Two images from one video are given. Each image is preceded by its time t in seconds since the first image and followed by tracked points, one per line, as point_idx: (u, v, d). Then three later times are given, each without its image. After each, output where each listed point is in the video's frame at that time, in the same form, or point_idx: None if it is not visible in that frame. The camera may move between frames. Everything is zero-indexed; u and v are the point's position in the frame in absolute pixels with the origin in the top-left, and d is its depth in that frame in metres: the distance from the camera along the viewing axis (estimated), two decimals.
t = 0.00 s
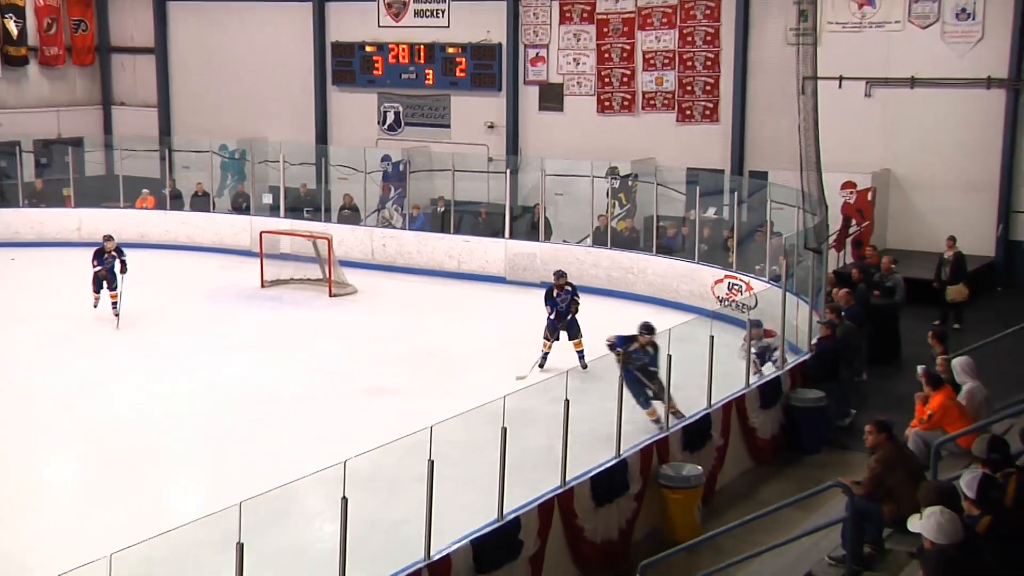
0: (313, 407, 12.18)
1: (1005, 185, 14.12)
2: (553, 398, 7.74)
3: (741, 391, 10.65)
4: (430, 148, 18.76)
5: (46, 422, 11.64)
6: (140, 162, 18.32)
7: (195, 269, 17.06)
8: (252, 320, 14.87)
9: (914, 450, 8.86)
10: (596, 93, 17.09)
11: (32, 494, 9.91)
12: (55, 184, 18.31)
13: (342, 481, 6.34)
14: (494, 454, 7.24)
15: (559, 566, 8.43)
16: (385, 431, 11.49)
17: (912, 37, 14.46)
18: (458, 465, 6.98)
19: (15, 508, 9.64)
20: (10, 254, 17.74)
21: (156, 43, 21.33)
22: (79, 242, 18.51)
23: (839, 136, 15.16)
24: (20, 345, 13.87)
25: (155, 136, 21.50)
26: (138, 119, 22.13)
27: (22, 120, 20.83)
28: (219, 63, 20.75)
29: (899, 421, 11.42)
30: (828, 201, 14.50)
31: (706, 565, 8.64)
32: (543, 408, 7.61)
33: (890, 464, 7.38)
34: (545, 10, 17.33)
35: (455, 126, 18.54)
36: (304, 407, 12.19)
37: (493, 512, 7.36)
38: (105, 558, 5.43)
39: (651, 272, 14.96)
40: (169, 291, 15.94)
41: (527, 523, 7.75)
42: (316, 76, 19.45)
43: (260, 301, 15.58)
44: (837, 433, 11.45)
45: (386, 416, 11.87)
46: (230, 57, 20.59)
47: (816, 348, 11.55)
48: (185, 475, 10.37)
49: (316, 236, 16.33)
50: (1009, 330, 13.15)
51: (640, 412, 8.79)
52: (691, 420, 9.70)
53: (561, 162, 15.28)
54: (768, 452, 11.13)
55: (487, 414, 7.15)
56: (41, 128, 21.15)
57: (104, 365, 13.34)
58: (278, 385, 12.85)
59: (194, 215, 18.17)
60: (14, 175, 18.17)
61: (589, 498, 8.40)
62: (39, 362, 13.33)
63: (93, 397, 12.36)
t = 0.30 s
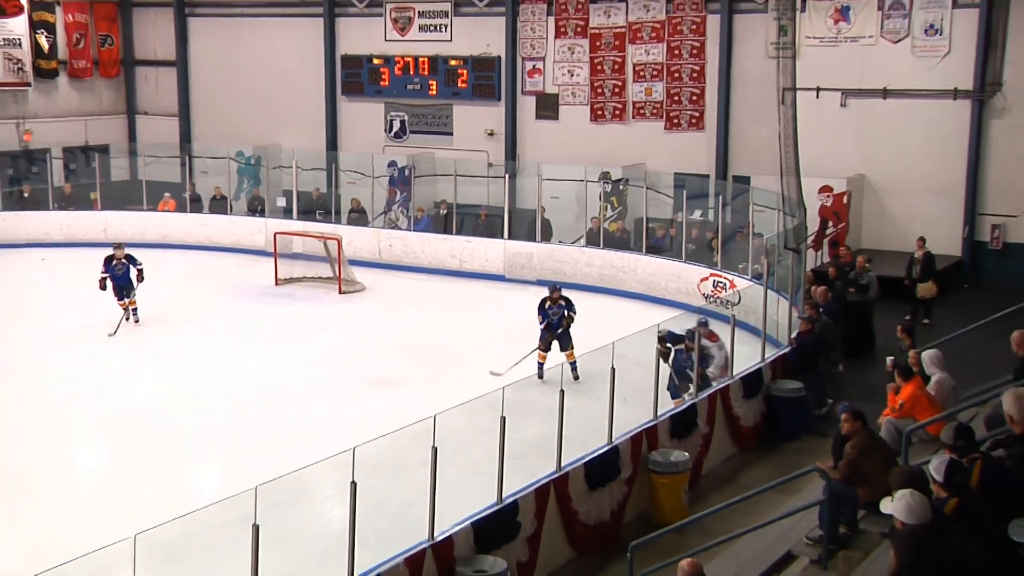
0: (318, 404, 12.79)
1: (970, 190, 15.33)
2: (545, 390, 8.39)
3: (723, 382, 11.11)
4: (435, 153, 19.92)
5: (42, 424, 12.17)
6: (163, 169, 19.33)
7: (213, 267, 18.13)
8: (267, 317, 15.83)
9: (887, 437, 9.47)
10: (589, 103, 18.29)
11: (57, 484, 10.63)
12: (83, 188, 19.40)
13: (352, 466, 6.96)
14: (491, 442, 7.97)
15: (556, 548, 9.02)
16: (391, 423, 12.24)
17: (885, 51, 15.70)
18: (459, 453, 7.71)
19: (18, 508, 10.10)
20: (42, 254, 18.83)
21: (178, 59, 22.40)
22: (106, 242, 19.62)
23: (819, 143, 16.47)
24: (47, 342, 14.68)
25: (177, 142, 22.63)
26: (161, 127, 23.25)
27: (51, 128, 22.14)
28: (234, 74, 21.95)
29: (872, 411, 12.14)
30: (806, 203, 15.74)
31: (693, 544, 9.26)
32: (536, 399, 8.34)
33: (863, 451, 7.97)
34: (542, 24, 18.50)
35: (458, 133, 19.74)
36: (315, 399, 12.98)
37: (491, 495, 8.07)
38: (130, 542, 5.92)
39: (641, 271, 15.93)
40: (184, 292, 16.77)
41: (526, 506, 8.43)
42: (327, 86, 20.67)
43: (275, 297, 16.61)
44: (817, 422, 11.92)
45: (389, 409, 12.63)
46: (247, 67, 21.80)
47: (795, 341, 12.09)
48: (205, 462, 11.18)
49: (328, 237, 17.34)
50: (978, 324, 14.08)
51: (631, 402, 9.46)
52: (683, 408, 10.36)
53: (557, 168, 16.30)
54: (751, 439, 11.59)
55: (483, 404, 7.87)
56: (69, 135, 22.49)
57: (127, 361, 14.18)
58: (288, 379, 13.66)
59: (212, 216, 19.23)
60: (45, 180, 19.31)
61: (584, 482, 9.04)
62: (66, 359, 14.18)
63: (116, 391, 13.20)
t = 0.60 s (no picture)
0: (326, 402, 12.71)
1: (949, 195, 16.82)
2: (542, 393, 8.66)
3: (716, 377, 11.49)
4: (441, 160, 21.72)
5: (48, 421, 12.01)
6: (185, 175, 20.61)
7: (231, 271, 19.09)
8: (283, 313, 16.64)
9: (869, 431, 9.58)
10: (588, 112, 19.97)
11: (80, 470, 10.62)
12: (109, 194, 20.75)
13: (362, 458, 7.06)
14: (497, 433, 8.15)
15: (556, 535, 9.24)
16: (400, 412, 12.44)
17: (867, 63, 17.24)
18: (464, 444, 7.88)
19: (35, 494, 10.02)
20: (72, 255, 20.25)
21: (199, 71, 24.53)
22: (132, 245, 21.00)
23: (802, 150, 18.08)
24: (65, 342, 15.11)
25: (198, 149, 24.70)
26: (180, 135, 25.36)
27: (80, 137, 24.12)
28: (257, 87, 23.91)
29: (856, 404, 12.47)
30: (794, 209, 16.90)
31: (687, 531, 9.39)
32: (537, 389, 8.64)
33: (848, 441, 8.06)
34: (543, 39, 20.25)
35: (464, 141, 21.47)
36: (325, 391, 13.20)
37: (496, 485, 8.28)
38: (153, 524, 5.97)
39: (638, 271, 16.79)
40: (203, 296, 17.47)
41: (526, 494, 8.68)
42: (340, 97, 22.56)
43: (289, 295, 17.53)
44: (803, 414, 12.55)
45: (396, 401, 12.87)
46: (271, 79, 23.67)
47: (783, 339, 12.59)
48: (225, 450, 11.18)
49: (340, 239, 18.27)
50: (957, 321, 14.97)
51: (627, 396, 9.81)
52: (675, 403, 10.66)
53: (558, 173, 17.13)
54: (741, 432, 11.96)
55: (490, 397, 8.10)
56: (94, 143, 24.47)
57: (142, 358, 14.51)
58: (298, 371, 14.00)
59: (230, 220, 20.52)
60: (74, 186, 20.68)
61: (583, 472, 9.33)
62: (82, 356, 14.52)
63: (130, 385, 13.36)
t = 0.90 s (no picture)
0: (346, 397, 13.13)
1: (954, 199, 17.16)
2: (555, 390, 9.00)
3: (725, 376, 11.85)
4: (458, 163, 22.22)
5: (81, 416, 12.41)
6: (209, 178, 21.25)
7: (253, 271, 19.56)
8: (304, 313, 17.08)
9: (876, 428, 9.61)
10: (601, 117, 20.40)
11: (108, 465, 10.88)
12: (135, 197, 21.32)
13: (382, 454, 7.38)
14: (510, 431, 8.52)
15: (568, 530, 9.62)
16: (419, 408, 12.89)
17: (874, 69, 17.64)
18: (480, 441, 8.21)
19: (65, 488, 10.24)
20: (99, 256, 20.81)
21: (221, 77, 25.11)
22: (155, 246, 21.57)
23: (811, 153, 18.46)
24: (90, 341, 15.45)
25: (221, 153, 25.31)
26: (205, 139, 25.98)
27: (107, 141, 24.67)
28: (278, 92, 24.45)
29: (862, 403, 12.78)
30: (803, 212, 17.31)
31: (697, 526, 9.71)
32: (548, 386, 9.05)
33: (854, 439, 8.38)
34: (557, 45, 20.69)
35: (480, 145, 21.96)
36: (344, 390, 13.57)
37: (509, 482, 8.65)
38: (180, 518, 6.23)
39: (649, 272, 17.18)
40: (224, 296, 17.91)
41: (540, 491, 9.06)
42: (359, 102, 23.10)
43: (310, 296, 17.97)
44: (810, 413, 12.89)
45: (412, 401, 13.15)
46: (292, 85, 24.23)
47: (791, 339, 12.95)
48: (248, 446, 11.49)
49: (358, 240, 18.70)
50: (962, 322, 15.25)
51: (636, 395, 10.18)
52: (684, 401, 11.01)
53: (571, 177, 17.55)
54: (749, 429, 12.32)
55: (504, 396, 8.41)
56: (122, 147, 25.02)
57: (164, 356, 14.88)
58: (317, 372, 14.34)
59: (252, 222, 21.08)
60: (101, 189, 21.18)
61: (595, 469, 9.72)
62: (107, 354, 14.88)
63: (154, 382, 13.71)
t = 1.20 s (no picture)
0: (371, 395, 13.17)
1: (985, 201, 17.05)
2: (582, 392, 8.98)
3: (752, 378, 11.79)
4: (483, 164, 22.27)
5: (110, 414, 12.51)
6: (236, 178, 21.41)
7: (280, 271, 19.66)
8: (330, 313, 17.15)
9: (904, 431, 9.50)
10: (628, 118, 20.38)
11: (135, 464, 10.94)
12: (164, 197, 21.47)
13: (407, 454, 7.39)
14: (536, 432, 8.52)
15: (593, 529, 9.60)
16: (444, 408, 12.91)
17: (903, 69, 17.52)
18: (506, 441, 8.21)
19: (92, 486, 10.32)
20: (128, 255, 20.96)
21: (249, 77, 25.26)
22: (183, 246, 21.70)
23: (838, 155, 18.38)
24: (119, 341, 15.55)
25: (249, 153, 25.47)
26: (233, 140, 26.15)
27: (136, 142, 24.85)
28: (305, 93, 24.58)
29: (890, 405, 12.69)
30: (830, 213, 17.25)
31: (722, 529, 9.66)
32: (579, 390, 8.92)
33: (881, 441, 8.28)
34: (584, 46, 20.68)
35: (506, 146, 22.00)
36: (368, 390, 13.60)
37: (534, 482, 8.64)
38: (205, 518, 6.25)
39: (675, 273, 17.14)
40: (251, 296, 17.99)
41: (565, 492, 9.05)
42: (386, 103, 23.19)
43: (336, 296, 18.04)
44: (837, 415, 12.80)
45: (438, 401, 13.17)
46: (319, 86, 24.36)
47: (818, 341, 12.87)
48: (275, 446, 11.54)
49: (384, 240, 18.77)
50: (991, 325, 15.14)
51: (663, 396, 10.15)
52: (710, 402, 10.98)
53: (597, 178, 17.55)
54: (776, 431, 12.27)
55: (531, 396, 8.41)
56: (151, 147, 25.21)
57: (191, 355, 14.96)
58: (343, 371, 14.38)
59: (280, 222, 21.21)
60: (130, 189, 21.33)
61: (620, 470, 9.70)
62: (136, 352, 15.02)
63: (180, 382, 13.78)
